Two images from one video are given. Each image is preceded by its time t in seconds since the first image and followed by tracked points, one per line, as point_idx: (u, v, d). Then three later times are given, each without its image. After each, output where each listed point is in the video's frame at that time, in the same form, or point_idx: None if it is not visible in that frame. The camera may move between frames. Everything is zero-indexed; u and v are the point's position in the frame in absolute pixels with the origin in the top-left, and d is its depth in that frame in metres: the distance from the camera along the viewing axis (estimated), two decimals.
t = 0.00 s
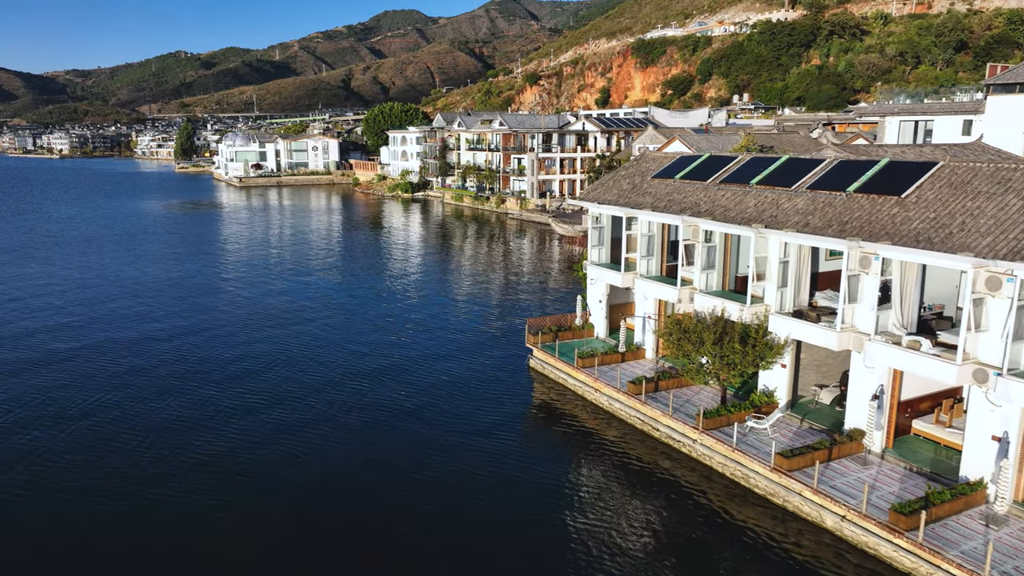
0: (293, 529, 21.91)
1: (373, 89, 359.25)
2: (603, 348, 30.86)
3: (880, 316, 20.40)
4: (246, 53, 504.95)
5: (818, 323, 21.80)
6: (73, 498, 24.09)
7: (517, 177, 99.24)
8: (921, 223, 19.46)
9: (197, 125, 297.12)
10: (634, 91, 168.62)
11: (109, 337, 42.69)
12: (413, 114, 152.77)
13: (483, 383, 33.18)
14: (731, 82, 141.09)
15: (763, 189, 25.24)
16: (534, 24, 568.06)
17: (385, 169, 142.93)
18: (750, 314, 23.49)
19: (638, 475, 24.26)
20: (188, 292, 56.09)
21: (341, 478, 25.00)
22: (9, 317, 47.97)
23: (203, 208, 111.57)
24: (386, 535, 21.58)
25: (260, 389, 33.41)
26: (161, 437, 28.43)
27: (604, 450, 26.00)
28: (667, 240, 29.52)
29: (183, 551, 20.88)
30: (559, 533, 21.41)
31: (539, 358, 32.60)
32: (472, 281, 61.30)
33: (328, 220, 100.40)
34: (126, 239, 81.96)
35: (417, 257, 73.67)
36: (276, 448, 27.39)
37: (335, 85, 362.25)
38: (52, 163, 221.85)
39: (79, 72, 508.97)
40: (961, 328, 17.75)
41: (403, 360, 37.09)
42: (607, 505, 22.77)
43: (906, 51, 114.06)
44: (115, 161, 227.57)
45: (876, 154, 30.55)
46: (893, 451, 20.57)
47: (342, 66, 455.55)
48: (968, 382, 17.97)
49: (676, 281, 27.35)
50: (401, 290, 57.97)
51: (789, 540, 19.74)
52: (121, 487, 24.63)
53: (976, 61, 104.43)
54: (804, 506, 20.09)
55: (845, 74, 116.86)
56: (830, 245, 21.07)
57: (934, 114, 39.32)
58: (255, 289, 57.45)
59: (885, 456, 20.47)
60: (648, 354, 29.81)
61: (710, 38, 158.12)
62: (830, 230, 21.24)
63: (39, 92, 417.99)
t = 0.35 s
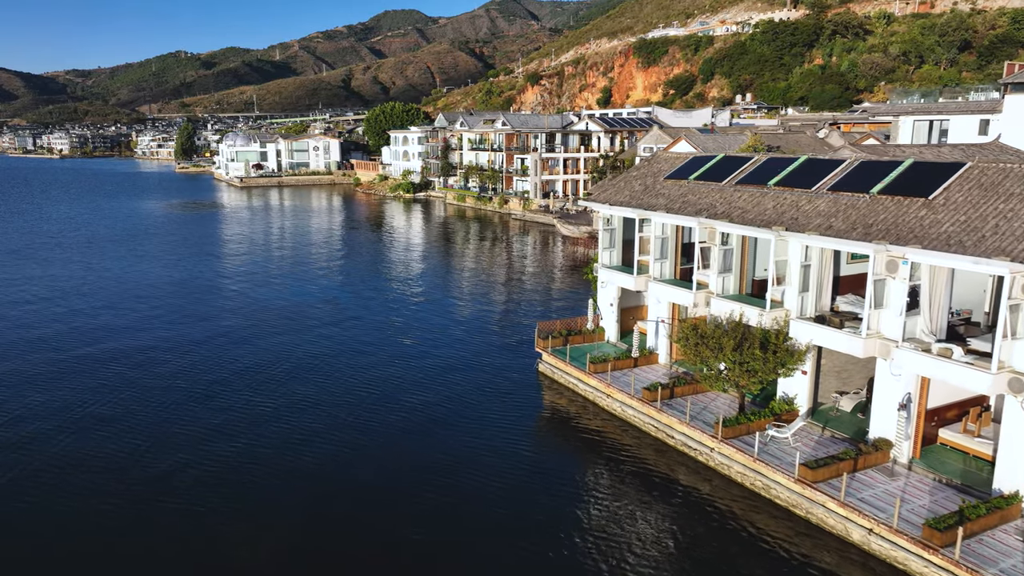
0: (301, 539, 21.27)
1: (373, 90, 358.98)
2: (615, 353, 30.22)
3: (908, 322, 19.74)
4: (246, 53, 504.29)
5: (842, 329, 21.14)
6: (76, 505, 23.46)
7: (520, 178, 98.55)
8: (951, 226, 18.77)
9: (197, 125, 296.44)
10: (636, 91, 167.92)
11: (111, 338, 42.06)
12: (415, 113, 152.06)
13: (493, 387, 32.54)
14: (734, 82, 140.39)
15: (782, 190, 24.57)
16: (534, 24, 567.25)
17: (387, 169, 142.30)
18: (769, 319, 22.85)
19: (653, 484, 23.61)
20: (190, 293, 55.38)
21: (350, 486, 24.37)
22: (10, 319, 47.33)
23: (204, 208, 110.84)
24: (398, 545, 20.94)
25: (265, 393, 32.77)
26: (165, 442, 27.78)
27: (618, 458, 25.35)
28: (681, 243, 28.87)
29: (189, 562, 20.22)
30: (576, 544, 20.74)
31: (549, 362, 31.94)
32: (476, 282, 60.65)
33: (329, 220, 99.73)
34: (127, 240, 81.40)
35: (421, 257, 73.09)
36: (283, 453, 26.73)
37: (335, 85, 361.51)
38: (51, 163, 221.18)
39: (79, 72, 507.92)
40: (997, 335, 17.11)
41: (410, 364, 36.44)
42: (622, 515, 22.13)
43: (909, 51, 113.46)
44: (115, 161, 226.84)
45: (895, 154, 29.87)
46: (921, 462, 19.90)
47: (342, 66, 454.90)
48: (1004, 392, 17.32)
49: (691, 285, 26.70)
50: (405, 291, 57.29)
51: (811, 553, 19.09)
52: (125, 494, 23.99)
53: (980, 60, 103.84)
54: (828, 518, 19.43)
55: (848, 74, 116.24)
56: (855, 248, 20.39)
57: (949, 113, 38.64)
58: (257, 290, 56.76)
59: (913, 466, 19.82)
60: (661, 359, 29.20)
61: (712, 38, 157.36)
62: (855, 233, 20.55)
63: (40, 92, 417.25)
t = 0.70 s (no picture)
0: (309, 546, 20.69)
1: (373, 90, 358.72)
2: (627, 358, 29.55)
3: (936, 329, 19.08)
4: (246, 53, 503.47)
5: (867, 336, 20.48)
6: (77, 511, 22.74)
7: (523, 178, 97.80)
8: (984, 229, 18.09)
9: (197, 125, 295.56)
10: (637, 91, 167.12)
11: (113, 339, 41.44)
12: (416, 113, 151.34)
13: (503, 391, 31.89)
14: (736, 81, 139.62)
15: (802, 192, 23.91)
16: (534, 24, 565.99)
17: (388, 169, 141.62)
18: (791, 325, 22.17)
19: (668, 494, 22.93)
20: (192, 293, 54.73)
21: (358, 492, 23.67)
22: (10, 320, 46.72)
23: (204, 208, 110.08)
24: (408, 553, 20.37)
25: (270, 396, 32.09)
26: (169, 445, 27.15)
27: (632, 466, 24.66)
28: (695, 245, 28.19)
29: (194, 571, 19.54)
30: (591, 555, 20.13)
31: (559, 367, 31.27)
32: (480, 283, 60.02)
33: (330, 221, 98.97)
34: (127, 240, 80.76)
35: (423, 258, 72.44)
36: (289, 458, 26.08)
37: (335, 85, 360.58)
38: (51, 164, 220.54)
39: (78, 71, 506.82)
40: None
41: (418, 367, 35.80)
42: (638, 526, 21.43)
43: (913, 50, 112.74)
44: (115, 162, 226.04)
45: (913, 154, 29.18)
46: (951, 474, 19.23)
47: (342, 66, 454.02)
48: None
49: (708, 289, 25.99)
50: (409, 292, 56.62)
51: (836, 568, 18.43)
52: (127, 499, 23.31)
53: (984, 60, 103.13)
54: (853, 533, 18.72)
55: (851, 74, 115.48)
56: (882, 252, 19.69)
57: (964, 113, 37.98)
58: (260, 290, 56.07)
59: (941, 478, 19.12)
60: (674, 365, 28.53)
61: (714, 37, 156.45)
62: (882, 235, 19.86)
63: (40, 92, 416.46)
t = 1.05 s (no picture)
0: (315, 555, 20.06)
1: (373, 90, 358.30)
2: (640, 364, 28.87)
3: (966, 336, 18.44)
4: (246, 53, 502.81)
5: (894, 343, 19.80)
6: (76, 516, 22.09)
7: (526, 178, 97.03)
8: (1017, 232, 17.41)
9: (197, 125, 294.91)
10: (639, 91, 166.24)
11: (113, 341, 40.84)
12: (417, 113, 150.61)
13: (511, 396, 31.23)
14: (739, 81, 138.85)
15: (822, 194, 23.22)
16: (534, 24, 564.79)
17: (390, 169, 140.87)
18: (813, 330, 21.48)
19: (685, 504, 22.26)
20: (194, 294, 54.08)
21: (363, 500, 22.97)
22: (10, 321, 46.10)
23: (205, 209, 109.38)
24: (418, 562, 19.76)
25: (274, 400, 31.45)
26: (172, 450, 26.55)
27: (647, 476, 23.95)
28: (710, 248, 27.52)
29: None
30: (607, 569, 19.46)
31: (569, 372, 30.62)
32: (485, 284, 59.32)
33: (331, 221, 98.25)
34: (127, 241, 80.16)
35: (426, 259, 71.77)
36: (295, 463, 25.47)
37: (335, 85, 359.69)
38: (50, 164, 220.07)
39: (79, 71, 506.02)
40: None
41: (424, 371, 35.10)
42: (655, 538, 20.75)
43: (916, 50, 111.97)
44: (115, 162, 225.34)
45: (934, 156, 28.48)
46: (982, 487, 18.58)
47: (342, 66, 453.23)
48: None
49: (725, 294, 25.29)
50: (413, 293, 55.91)
51: None
52: (129, 506, 22.71)
53: (988, 60, 102.42)
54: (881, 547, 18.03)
55: (855, 73, 114.65)
56: (910, 256, 19.01)
57: (981, 112, 37.25)
58: (262, 292, 55.39)
59: (972, 490, 18.47)
60: (689, 370, 27.85)
61: (717, 37, 155.40)
62: (908, 238, 19.18)
63: (40, 92, 415.82)
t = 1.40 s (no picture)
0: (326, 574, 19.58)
1: (373, 90, 357.61)
2: (653, 369, 28.15)
3: (1000, 344, 17.76)
4: (246, 53, 501.81)
5: (922, 350, 19.11)
6: (79, 537, 21.59)
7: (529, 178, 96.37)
8: None
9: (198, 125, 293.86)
10: (641, 90, 165.38)
11: (115, 344, 40.22)
12: (419, 113, 149.82)
13: (521, 402, 30.56)
14: (742, 80, 138.07)
15: (844, 195, 22.51)
16: (534, 23, 563.01)
17: (391, 169, 140.06)
18: (836, 336, 20.73)
19: (702, 516, 21.53)
20: (195, 295, 53.38)
21: (372, 517, 22.37)
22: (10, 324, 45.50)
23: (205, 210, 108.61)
24: None
25: (280, 407, 30.85)
26: (176, 464, 26.08)
27: (663, 487, 23.20)
28: (725, 251, 26.86)
29: None
30: None
31: (579, 377, 29.95)
32: (489, 285, 58.59)
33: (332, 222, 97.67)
34: (128, 241, 79.45)
35: (428, 260, 71.08)
36: (302, 477, 24.96)
37: (335, 85, 358.62)
38: (51, 164, 218.77)
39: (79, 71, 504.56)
40: None
41: (432, 375, 34.50)
42: (671, 553, 20.04)
43: (919, 50, 111.28)
44: (115, 162, 224.65)
45: (954, 154, 27.80)
46: (1015, 500, 17.99)
47: (342, 66, 452.18)
48: None
49: (743, 297, 24.49)
50: (417, 294, 55.15)
51: None
52: (133, 523, 22.23)
53: (992, 59, 101.62)
54: (910, 565, 17.31)
55: (858, 72, 113.82)
56: (940, 260, 18.28)
57: (999, 111, 36.51)
58: (264, 293, 54.75)
59: (1005, 503, 17.85)
60: (703, 377, 27.16)
61: (719, 37, 154.31)
62: (939, 242, 18.44)
63: (40, 92, 414.93)
